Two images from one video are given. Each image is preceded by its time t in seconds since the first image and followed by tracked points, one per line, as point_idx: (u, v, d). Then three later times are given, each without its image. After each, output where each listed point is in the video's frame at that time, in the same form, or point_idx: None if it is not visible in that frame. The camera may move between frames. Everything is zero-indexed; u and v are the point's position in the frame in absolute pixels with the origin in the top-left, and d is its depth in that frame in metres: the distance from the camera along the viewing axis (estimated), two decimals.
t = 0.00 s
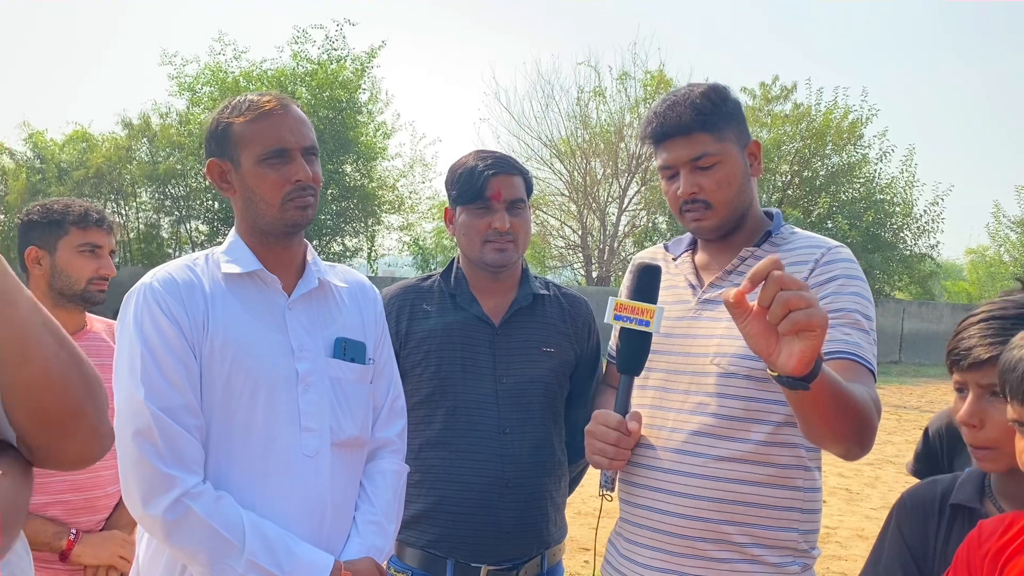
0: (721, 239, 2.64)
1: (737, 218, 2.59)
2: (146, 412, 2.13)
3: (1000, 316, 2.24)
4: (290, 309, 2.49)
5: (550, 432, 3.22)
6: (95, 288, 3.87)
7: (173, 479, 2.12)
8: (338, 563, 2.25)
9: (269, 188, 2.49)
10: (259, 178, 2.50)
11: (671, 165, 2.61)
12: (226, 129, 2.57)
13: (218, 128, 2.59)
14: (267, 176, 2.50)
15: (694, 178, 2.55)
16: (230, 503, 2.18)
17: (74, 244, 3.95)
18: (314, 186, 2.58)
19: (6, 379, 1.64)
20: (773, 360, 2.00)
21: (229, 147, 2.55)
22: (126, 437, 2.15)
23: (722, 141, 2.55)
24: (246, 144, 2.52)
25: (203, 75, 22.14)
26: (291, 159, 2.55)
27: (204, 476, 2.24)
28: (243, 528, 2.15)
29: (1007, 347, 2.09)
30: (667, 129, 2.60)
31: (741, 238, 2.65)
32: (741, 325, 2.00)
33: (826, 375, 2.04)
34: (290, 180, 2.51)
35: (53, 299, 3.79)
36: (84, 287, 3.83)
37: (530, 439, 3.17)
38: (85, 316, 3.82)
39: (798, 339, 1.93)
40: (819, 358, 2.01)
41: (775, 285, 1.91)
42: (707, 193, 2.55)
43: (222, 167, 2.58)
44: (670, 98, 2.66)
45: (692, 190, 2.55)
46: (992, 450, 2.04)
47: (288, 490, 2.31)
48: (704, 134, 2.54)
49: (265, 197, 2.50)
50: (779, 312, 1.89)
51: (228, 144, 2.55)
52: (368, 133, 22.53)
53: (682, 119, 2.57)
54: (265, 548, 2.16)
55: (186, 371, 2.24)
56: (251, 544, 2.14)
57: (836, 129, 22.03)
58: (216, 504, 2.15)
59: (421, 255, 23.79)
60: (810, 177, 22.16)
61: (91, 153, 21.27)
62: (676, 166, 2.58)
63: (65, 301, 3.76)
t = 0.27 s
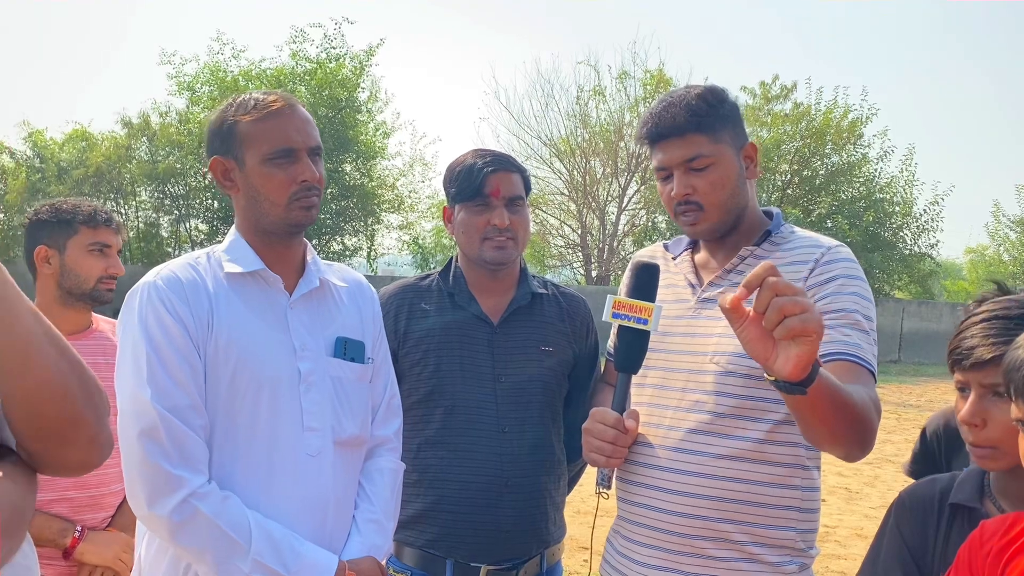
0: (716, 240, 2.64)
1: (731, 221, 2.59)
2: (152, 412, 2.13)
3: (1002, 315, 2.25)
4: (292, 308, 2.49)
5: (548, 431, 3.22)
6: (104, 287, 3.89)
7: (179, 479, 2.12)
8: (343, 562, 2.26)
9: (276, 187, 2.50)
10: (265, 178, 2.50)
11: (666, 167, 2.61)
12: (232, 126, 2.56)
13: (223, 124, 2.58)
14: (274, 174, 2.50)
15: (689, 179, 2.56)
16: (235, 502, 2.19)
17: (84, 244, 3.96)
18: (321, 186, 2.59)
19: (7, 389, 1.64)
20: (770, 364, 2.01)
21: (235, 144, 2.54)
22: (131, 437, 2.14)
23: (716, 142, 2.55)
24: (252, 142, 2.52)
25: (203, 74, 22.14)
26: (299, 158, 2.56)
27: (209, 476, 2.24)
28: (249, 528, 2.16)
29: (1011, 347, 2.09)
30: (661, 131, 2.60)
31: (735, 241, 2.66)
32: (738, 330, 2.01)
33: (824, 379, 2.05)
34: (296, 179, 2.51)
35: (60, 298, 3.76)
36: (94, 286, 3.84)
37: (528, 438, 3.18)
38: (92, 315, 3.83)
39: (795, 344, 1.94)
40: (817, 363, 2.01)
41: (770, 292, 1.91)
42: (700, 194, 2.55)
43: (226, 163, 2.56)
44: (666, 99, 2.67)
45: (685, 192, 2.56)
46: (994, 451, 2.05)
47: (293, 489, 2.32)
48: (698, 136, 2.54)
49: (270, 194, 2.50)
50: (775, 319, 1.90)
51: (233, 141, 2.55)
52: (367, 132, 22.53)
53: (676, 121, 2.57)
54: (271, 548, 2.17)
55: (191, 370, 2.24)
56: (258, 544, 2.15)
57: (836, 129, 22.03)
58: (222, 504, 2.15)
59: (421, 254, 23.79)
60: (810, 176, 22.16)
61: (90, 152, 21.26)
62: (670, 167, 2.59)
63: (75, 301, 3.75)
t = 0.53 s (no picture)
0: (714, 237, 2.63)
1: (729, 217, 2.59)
2: (158, 411, 2.12)
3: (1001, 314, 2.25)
4: (292, 306, 2.49)
5: (547, 431, 3.22)
6: (110, 286, 3.89)
7: (186, 479, 2.11)
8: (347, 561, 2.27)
9: (285, 187, 2.49)
10: (273, 176, 2.49)
11: (665, 163, 2.61)
12: (239, 123, 2.55)
13: (229, 119, 2.57)
14: (283, 173, 2.49)
15: (688, 175, 2.55)
16: (240, 501, 2.18)
17: (91, 242, 3.96)
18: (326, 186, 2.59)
19: (10, 392, 1.65)
20: (757, 292, 2.07)
21: (241, 141, 2.53)
22: (135, 435, 2.13)
23: (715, 138, 2.55)
24: (259, 141, 2.51)
25: (202, 72, 22.12)
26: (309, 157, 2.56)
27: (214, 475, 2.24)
28: (255, 527, 2.16)
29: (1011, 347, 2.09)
30: (660, 126, 2.61)
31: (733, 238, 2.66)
32: (729, 255, 2.11)
33: (822, 343, 2.05)
34: (305, 178, 2.51)
35: (65, 296, 3.75)
36: (100, 284, 3.84)
37: (528, 437, 3.18)
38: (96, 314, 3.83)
39: (781, 265, 2.01)
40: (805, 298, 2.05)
41: (758, 212, 2.00)
42: (699, 190, 2.54)
43: (230, 160, 2.55)
44: (665, 96, 2.67)
45: (684, 188, 2.55)
46: (994, 450, 2.04)
47: (296, 488, 2.32)
48: (697, 131, 2.55)
49: (277, 193, 2.49)
50: (762, 233, 1.99)
51: (240, 138, 2.53)
52: (367, 131, 22.52)
53: (675, 116, 2.57)
54: (277, 546, 2.17)
55: (195, 369, 2.24)
56: (264, 542, 2.15)
57: (836, 128, 22.02)
58: (227, 502, 2.15)
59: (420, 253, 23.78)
60: (809, 175, 22.16)
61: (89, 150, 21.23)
62: (669, 163, 2.59)
63: (81, 299, 3.74)
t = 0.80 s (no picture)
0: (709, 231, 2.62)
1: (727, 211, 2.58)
2: (162, 412, 2.12)
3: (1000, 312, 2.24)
4: (293, 305, 2.49)
5: (548, 430, 3.22)
6: (110, 284, 3.88)
7: (190, 480, 2.10)
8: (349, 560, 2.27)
9: (297, 184, 2.48)
10: (287, 172, 2.48)
11: (662, 156, 2.61)
12: (254, 117, 2.53)
13: (241, 112, 2.56)
14: (298, 169, 2.49)
15: (684, 167, 2.55)
16: (244, 501, 2.18)
17: (93, 240, 3.96)
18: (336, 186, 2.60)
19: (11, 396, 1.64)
20: (742, 295, 2.08)
21: (253, 135, 2.51)
22: (139, 436, 2.12)
23: (712, 131, 2.55)
24: (277, 136, 2.50)
25: (201, 71, 22.11)
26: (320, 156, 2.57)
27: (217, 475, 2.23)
28: (259, 528, 2.16)
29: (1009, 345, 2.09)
30: (658, 119, 2.61)
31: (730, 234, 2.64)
32: (716, 258, 2.13)
33: (808, 349, 2.04)
34: (317, 176, 2.52)
35: (67, 294, 3.73)
36: (102, 282, 3.83)
37: (528, 436, 3.18)
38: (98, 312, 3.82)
39: (766, 268, 2.02)
40: (790, 304, 2.05)
41: (743, 215, 2.03)
42: (695, 181, 2.54)
43: (242, 153, 2.53)
44: (663, 91, 2.68)
45: (680, 179, 2.55)
46: (994, 449, 2.05)
47: (298, 487, 2.31)
48: (694, 124, 2.55)
49: (289, 189, 2.48)
50: (746, 237, 2.01)
51: (254, 133, 2.51)
52: (366, 130, 22.52)
53: (673, 109, 2.58)
54: (280, 546, 2.17)
55: (198, 369, 2.23)
56: (267, 542, 2.15)
57: (835, 127, 22.03)
58: (230, 502, 2.14)
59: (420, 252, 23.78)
60: (809, 174, 22.16)
61: (89, 149, 21.20)
62: (666, 156, 2.59)
63: (83, 297, 3.74)
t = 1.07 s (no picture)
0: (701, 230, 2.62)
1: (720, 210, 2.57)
2: (160, 414, 2.12)
3: (999, 310, 2.25)
4: (291, 305, 2.49)
5: (547, 430, 3.22)
6: (110, 283, 3.88)
7: (187, 482, 2.11)
8: (349, 560, 2.28)
9: (305, 184, 2.49)
10: (295, 171, 2.48)
11: (654, 156, 2.62)
12: (265, 115, 2.53)
13: (252, 108, 2.55)
14: (308, 168, 2.50)
15: (675, 166, 2.56)
16: (243, 502, 2.19)
17: (91, 240, 3.96)
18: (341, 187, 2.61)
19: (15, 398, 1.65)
20: (738, 295, 2.09)
21: (264, 132, 2.51)
22: (137, 437, 2.13)
23: (703, 130, 2.55)
24: (287, 135, 2.50)
25: (201, 71, 22.12)
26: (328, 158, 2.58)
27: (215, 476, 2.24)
28: (257, 529, 2.16)
29: (1010, 344, 2.08)
30: (649, 119, 2.62)
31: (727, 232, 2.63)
32: (713, 259, 2.15)
33: (807, 348, 2.05)
34: (324, 177, 2.52)
35: (66, 295, 3.75)
36: (101, 281, 3.83)
37: (528, 435, 3.18)
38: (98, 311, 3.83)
39: (764, 267, 2.04)
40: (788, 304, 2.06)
41: (739, 215, 2.05)
42: (686, 180, 2.54)
43: (249, 149, 2.52)
44: (656, 90, 2.69)
45: (672, 179, 2.55)
46: (992, 446, 2.06)
47: (297, 487, 2.32)
48: (684, 123, 2.55)
49: (296, 188, 2.48)
50: (743, 236, 2.02)
51: (264, 131, 2.51)
52: (366, 129, 22.53)
53: (664, 109, 2.59)
54: (279, 547, 2.17)
55: (196, 370, 2.23)
56: (266, 543, 2.16)
57: (835, 126, 22.04)
58: (229, 503, 2.15)
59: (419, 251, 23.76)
60: (809, 174, 22.16)
61: (88, 148, 21.19)
62: (658, 155, 2.59)
63: (82, 297, 3.75)
